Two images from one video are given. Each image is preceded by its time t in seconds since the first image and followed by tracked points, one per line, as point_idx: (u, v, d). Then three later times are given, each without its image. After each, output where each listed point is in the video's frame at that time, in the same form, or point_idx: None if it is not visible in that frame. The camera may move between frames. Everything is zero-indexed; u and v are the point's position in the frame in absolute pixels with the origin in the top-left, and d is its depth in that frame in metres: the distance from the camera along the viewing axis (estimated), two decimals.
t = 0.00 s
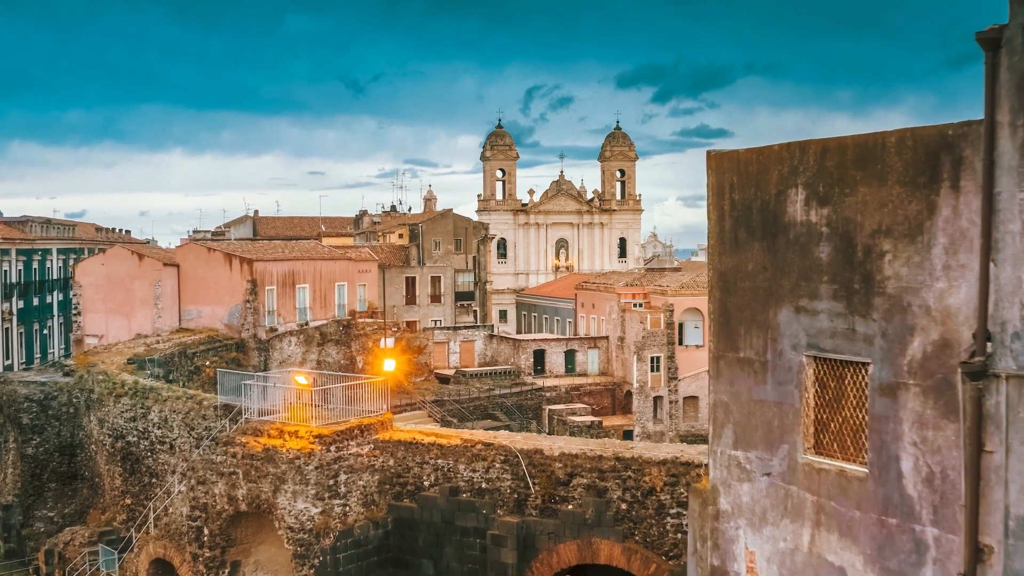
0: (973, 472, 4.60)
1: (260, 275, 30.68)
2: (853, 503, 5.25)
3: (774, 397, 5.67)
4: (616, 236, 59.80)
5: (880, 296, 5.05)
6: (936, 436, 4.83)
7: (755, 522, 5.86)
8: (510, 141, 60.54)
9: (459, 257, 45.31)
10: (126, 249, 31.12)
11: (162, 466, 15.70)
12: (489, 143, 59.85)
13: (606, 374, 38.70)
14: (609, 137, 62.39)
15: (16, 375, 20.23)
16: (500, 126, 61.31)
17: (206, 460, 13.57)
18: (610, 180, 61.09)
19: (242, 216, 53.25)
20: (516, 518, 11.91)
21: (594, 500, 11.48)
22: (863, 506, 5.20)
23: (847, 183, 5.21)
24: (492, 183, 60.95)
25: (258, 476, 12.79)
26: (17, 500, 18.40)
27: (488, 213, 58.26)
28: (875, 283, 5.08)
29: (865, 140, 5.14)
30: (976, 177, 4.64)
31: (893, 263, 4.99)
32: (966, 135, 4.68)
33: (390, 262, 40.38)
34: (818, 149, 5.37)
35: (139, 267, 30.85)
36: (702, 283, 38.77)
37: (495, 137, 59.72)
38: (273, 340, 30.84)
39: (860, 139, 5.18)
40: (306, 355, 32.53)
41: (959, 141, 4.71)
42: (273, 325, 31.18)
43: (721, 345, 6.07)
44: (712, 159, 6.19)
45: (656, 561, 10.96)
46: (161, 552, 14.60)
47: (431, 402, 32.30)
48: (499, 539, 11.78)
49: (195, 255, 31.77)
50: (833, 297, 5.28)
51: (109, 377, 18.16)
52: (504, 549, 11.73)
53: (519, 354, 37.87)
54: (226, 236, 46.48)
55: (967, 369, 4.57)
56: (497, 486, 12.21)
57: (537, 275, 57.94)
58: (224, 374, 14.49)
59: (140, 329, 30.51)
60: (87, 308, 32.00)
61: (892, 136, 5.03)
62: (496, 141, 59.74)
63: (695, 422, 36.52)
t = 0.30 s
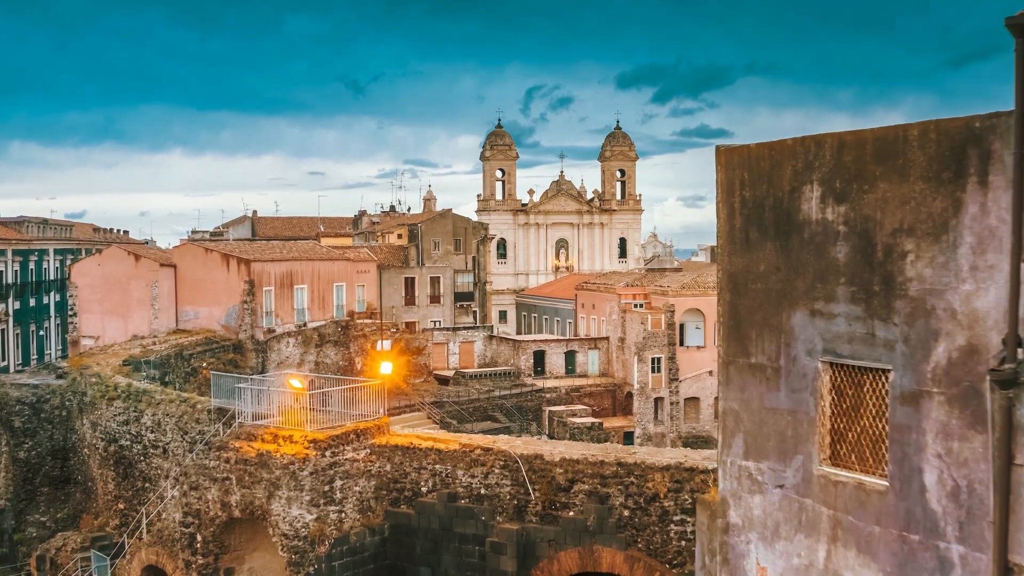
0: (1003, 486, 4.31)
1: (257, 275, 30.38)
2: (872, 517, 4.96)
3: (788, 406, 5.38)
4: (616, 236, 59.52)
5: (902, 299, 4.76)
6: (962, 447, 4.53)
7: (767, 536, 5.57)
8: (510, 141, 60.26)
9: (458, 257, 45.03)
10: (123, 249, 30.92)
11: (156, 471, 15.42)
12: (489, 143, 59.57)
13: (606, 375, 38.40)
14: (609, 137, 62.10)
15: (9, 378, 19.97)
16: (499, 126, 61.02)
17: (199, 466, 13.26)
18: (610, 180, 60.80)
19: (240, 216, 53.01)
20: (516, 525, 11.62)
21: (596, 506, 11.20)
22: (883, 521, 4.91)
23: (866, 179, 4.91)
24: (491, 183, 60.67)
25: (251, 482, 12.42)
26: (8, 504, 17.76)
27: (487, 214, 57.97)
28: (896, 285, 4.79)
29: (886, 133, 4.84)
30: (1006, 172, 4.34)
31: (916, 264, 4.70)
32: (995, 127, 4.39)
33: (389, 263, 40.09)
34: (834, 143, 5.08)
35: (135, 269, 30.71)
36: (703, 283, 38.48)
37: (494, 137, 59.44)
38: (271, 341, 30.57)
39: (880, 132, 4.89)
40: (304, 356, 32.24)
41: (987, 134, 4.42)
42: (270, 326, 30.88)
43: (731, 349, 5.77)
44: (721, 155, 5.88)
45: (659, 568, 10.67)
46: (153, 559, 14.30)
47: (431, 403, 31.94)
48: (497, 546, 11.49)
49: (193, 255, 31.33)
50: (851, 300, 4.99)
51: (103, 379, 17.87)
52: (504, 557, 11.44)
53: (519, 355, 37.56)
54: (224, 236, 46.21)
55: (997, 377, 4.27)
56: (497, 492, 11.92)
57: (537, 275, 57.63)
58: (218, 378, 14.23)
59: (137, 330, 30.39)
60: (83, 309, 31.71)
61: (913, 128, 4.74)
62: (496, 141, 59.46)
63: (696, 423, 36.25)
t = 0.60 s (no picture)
0: None
1: (255, 276, 30.08)
2: (891, 532, 4.72)
3: (801, 414, 5.14)
4: (616, 236, 59.26)
5: (924, 302, 4.53)
6: (989, 459, 4.29)
7: (778, 550, 5.34)
8: (510, 141, 60.00)
9: (458, 258, 44.78)
10: (119, 249, 30.55)
11: (149, 475, 15.16)
12: (489, 143, 59.29)
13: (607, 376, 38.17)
14: (609, 137, 61.85)
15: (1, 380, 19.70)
16: (499, 126, 60.75)
17: (192, 470, 13.01)
18: (610, 180, 60.56)
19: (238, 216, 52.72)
20: (516, 531, 11.36)
21: (598, 512, 10.93)
22: (903, 536, 4.67)
23: (885, 175, 4.68)
24: (491, 183, 60.41)
25: (246, 487, 12.17)
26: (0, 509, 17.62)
27: (487, 214, 57.73)
28: (917, 287, 4.56)
29: (905, 126, 4.60)
30: None
31: (938, 265, 4.47)
32: None
33: (388, 263, 39.82)
34: (850, 137, 4.84)
35: (133, 269, 30.33)
36: (704, 283, 38.22)
37: (494, 137, 59.18)
38: (269, 342, 30.26)
39: (900, 125, 4.64)
40: (303, 357, 32.00)
41: (1015, 127, 4.17)
42: (269, 327, 30.60)
43: (741, 354, 5.54)
44: (731, 151, 5.64)
45: None
46: (146, 565, 14.02)
47: (430, 404, 31.57)
48: (497, 553, 11.22)
49: (190, 255, 31.22)
50: (869, 303, 4.76)
51: (96, 382, 17.60)
52: (503, 564, 11.17)
53: (519, 356, 37.28)
54: (223, 237, 45.96)
55: None
56: (496, 497, 11.67)
57: (538, 275, 57.36)
58: (210, 380, 13.92)
59: (134, 332, 29.99)
60: (79, 310, 31.32)
61: (935, 122, 4.49)
62: (496, 140, 59.18)
63: (697, 424, 36.07)
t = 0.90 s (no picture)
0: None
1: (253, 276, 29.76)
2: (916, 552, 4.43)
3: (819, 425, 4.89)
4: (617, 236, 58.95)
5: (953, 306, 4.23)
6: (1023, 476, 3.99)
7: (795, 568, 5.09)
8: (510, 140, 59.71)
9: (457, 258, 44.48)
10: (116, 250, 30.29)
11: (142, 480, 14.87)
12: (489, 143, 58.97)
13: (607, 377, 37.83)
14: (609, 137, 61.56)
15: None
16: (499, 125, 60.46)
17: (184, 476, 12.71)
18: (610, 180, 60.26)
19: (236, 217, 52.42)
20: (516, 539, 11.08)
21: (600, 520, 10.69)
22: (928, 556, 4.38)
23: (910, 170, 4.38)
24: (491, 183, 60.13)
25: (239, 493, 11.87)
26: None
27: (487, 214, 57.44)
28: (945, 291, 4.26)
29: (933, 118, 4.30)
30: None
31: (969, 267, 4.16)
32: None
33: (386, 263, 39.52)
34: (873, 130, 4.54)
35: (130, 270, 29.99)
36: (705, 284, 37.91)
37: (494, 137, 58.90)
38: (267, 343, 29.97)
39: (926, 117, 4.34)
40: (300, 358, 31.67)
41: None
42: (266, 328, 30.29)
43: (755, 361, 5.29)
44: (743, 146, 5.39)
45: None
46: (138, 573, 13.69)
47: (429, 406, 31.39)
48: (497, 562, 10.90)
49: (187, 255, 30.89)
50: (893, 308, 4.47)
51: (89, 385, 17.30)
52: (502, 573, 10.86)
53: (519, 357, 36.96)
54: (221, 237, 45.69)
55: None
56: (496, 504, 11.36)
57: (538, 276, 57.06)
58: (203, 384, 13.61)
59: (130, 333, 29.72)
60: (75, 311, 31.06)
61: (965, 112, 4.19)
62: (495, 140, 58.85)
63: (698, 426, 35.83)
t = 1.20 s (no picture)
0: None
1: (251, 276, 29.51)
2: (942, 569, 4.36)
3: (837, 435, 4.83)
4: (617, 236, 58.66)
5: (981, 310, 4.14)
6: None
7: None
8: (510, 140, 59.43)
9: (457, 258, 44.23)
10: (113, 250, 30.11)
11: (136, 484, 14.62)
12: (489, 142, 58.69)
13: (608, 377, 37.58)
14: (609, 137, 61.29)
15: None
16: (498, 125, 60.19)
17: (178, 481, 12.44)
18: (611, 179, 59.99)
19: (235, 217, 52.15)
20: (517, 546, 10.82)
21: (603, 527, 10.44)
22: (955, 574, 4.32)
23: (935, 165, 4.29)
24: (491, 183, 59.87)
25: (233, 499, 11.60)
26: None
27: (487, 214, 57.17)
28: (973, 294, 4.17)
29: (959, 110, 4.19)
30: None
31: (999, 268, 4.06)
32: None
33: (386, 264, 39.28)
34: (895, 123, 4.44)
35: (126, 270, 29.83)
36: (707, 284, 37.50)
37: (494, 137, 58.65)
38: (265, 344, 29.55)
39: (952, 109, 4.24)
40: (299, 359, 31.27)
41: None
42: (264, 329, 30.04)
43: (769, 368, 5.21)
44: (755, 141, 5.26)
45: None
46: None
47: (429, 407, 31.22)
48: (497, 569, 10.71)
49: (184, 256, 30.56)
50: (917, 311, 4.39)
51: (83, 387, 17.03)
52: None
53: (519, 358, 36.75)
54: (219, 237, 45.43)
55: None
56: (495, 511, 11.11)
57: (538, 276, 56.78)
58: (198, 387, 13.37)
59: (128, 334, 29.61)
60: (72, 312, 30.83)
61: (995, 104, 4.08)
62: (495, 140, 58.56)
63: (700, 427, 35.62)
